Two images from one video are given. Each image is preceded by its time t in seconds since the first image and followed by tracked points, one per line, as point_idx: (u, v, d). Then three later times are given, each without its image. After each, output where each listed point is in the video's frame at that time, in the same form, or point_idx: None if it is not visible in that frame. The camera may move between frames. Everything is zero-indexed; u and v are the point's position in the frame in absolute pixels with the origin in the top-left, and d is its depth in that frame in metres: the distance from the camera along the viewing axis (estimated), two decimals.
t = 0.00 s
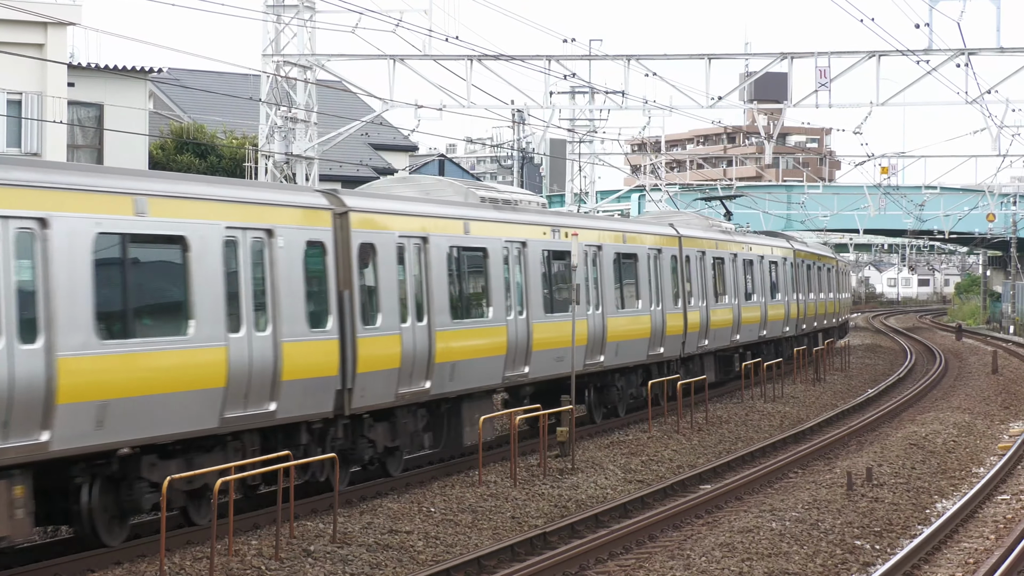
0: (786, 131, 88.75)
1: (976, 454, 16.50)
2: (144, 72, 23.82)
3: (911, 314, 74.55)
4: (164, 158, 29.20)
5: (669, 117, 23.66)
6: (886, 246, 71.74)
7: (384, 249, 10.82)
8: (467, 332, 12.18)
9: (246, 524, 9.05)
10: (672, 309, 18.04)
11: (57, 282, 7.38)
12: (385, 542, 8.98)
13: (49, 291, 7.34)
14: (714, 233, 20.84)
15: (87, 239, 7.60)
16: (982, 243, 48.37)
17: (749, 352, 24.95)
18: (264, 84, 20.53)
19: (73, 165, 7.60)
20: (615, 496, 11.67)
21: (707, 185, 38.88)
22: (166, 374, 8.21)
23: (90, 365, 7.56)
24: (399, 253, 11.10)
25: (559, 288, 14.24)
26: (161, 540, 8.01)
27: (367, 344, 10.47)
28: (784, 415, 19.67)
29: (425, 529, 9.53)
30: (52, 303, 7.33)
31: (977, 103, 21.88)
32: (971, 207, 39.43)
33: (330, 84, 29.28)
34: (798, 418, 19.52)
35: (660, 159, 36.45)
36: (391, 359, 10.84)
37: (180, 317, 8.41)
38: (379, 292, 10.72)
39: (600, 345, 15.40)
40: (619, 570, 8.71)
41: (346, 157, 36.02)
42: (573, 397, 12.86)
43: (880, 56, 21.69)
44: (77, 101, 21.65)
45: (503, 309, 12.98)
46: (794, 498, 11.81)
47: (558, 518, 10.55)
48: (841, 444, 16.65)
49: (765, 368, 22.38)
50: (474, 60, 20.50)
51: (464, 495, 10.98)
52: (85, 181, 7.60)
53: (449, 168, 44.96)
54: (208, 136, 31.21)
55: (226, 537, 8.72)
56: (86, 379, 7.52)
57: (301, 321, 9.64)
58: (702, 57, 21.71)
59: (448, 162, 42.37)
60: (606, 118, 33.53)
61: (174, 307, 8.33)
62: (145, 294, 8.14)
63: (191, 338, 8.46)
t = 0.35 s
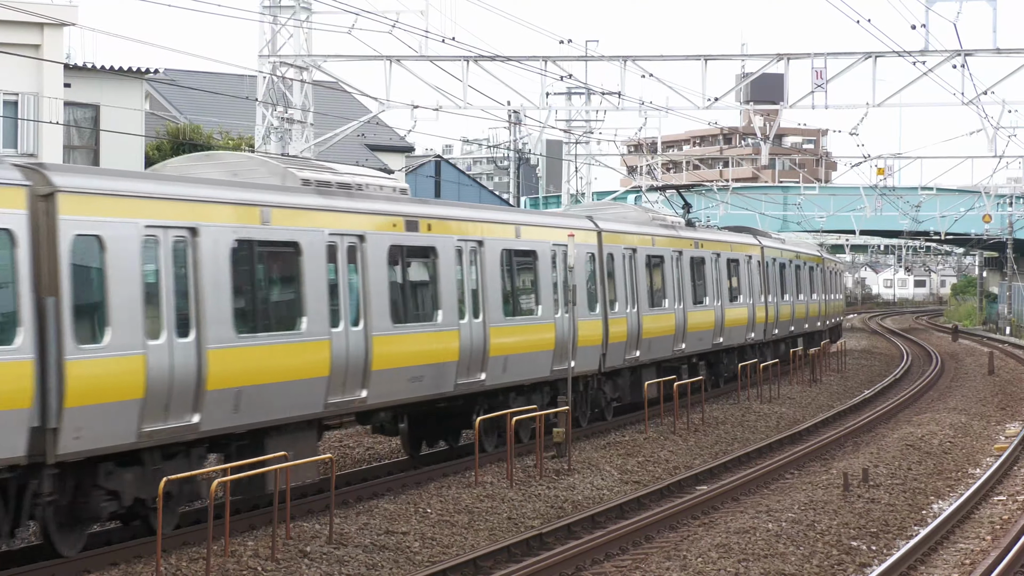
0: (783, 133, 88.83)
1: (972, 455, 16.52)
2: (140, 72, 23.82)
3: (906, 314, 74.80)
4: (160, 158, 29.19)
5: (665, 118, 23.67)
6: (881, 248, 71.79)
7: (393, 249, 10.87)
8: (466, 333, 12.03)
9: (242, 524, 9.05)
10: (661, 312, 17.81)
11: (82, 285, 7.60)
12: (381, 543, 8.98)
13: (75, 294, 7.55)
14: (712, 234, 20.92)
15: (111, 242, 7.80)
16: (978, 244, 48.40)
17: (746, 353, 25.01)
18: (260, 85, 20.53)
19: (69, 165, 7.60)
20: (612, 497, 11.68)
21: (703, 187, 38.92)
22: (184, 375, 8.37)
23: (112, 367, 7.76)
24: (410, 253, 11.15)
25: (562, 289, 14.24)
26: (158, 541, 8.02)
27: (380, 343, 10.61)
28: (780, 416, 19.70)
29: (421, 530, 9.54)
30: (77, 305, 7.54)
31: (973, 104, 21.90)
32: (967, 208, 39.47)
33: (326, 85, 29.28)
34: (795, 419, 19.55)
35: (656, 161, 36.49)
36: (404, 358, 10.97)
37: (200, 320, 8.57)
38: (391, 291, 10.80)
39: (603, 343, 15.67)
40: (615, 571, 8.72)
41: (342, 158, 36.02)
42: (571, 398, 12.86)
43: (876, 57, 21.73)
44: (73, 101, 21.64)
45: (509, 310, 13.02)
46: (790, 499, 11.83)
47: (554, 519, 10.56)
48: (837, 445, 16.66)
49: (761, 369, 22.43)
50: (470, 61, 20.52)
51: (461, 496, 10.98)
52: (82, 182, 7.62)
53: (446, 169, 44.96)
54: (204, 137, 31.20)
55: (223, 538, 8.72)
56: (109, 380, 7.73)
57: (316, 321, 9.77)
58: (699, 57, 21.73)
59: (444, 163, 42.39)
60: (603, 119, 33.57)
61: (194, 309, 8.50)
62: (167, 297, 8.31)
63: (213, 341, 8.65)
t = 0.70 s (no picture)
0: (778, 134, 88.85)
1: (967, 455, 16.55)
2: (136, 73, 23.80)
3: (902, 315, 74.99)
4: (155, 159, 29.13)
5: (661, 118, 23.70)
6: (877, 249, 71.88)
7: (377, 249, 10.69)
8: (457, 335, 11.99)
9: (238, 526, 9.03)
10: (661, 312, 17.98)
11: (98, 283, 7.73)
12: (377, 544, 8.97)
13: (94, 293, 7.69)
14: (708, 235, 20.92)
15: (126, 242, 7.95)
16: (973, 245, 48.48)
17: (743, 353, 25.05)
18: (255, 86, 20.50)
19: (64, 165, 7.58)
20: (608, 498, 11.69)
21: (699, 188, 38.94)
22: (198, 371, 8.51)
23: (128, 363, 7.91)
24: (393, 255, 10.98)
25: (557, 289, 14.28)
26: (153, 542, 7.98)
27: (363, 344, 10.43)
28: (776, 416, 19.71)
29: (417, 531, 9.53)
30: (95, 304, 7.69)
31: (969, 105, 21.91)
32: (963, 209, 39.52)
33: (322, 87, 29.26)
34: (791, 419, 19.58)
35: (652, 161, 36.50)
36: (386, 358, 10.79)
37: (214, 317, 8.73)
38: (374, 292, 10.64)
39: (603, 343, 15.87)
40: (611, 572, 8.73)
41: (338, 159, 36.01)
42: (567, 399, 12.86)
43: (871, 57, 21.75)
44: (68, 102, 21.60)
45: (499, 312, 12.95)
46: (786, 500, 11.84)
47: (550, 520, 10.56)
48: (833, 446, 16.68)
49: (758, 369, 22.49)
50: (466, 62, 20.51)
51: (457, 496, 10.98)
52: (80, 183, 7.60)
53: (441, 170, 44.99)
54: (199, 137, 31.15)
55: (218, 539, 8.70)
56: (124, 377, 7.86)
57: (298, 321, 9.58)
58: (694, 58, 21.74)
59: (440, 163, 42.35)
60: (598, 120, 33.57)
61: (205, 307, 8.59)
62: (179, 298, 8.42)
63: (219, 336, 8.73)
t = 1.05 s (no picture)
0: (775, 134, 88.85)
1: (963, 455, 16.59)
2: (132, 73, 23.76)
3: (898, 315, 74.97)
4: (151, 159, 29.07)
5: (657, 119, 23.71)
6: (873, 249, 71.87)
7: (350, 248, 10.41)
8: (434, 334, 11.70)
9: (234, 526, 9.03)
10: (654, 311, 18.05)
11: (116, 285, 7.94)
12: (373, 544, 8.98)
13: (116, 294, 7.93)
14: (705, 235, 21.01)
15: (147, 244, 8.19)
16: (969, 246, 48.48)
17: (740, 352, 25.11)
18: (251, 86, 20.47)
19: (59, 166, 7.59)
20: (604, 498, 11.70)
21: (695, 188, 38.96)
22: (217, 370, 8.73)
23: (149, 364, 8.10)
24: (401, 255, 11.17)
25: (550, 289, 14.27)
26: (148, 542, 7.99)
27: (334, 347, 10.11)
28: (771, 416, 19.72)
29: (414, 531, 9.53)
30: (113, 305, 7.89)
31: (965, 105, 21.92)
32: (959, 209, 39.55)
33: (318, 87, 29.21)
34: (787, 419, 19.61)
35: (648, 161, 36.51)
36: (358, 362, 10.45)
37: (233, 317, 8.96)
38: (348, 293, 10.34)
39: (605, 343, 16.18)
40: (607, 572, 8.74)
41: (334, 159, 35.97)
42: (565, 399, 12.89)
43: (868, 57, 21.76)
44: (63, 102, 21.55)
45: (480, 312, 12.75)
46: (782, 500, 11.86)
47: (546, 520, 10.57)
48: (829, 446, 16.70)
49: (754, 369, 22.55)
50: (462, 62, 20.50)
51: (453, 496, 10.99)
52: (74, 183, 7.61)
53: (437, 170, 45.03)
54: (194, 138, 31.10)
55: (214, 539, 8.70)
56: (145, 376, 8.08)
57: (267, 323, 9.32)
58: (690, 59, 21.74)
59: (437, 163, 42.32)
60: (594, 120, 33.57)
61: (224, 308, 8.84)
62: (198, 299, 8.66)
63: (242, 338, 9.00)
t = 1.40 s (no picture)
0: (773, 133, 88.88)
1: (962, 454, 16.60)
2: (131, 73, 23.77)
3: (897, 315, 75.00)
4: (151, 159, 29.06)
5: (656, 119, 23.72)
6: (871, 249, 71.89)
7: (349, 249, 10.34)
8: (432, 334, 11.63)
9: (233, 526, 9.04)
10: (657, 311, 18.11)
11: (145, 285, 8.12)
12: (372, 544, 8.97)
13: (140, 293, 8.09)
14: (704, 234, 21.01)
15: (171, 246, 8.35)
16: (968, 246, 48.48)
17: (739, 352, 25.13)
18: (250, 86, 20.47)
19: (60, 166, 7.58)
20: (604, 497, 11.71)
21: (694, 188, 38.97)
22: (235, 369, 8.91)
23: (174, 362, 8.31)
24: (404, 254, 11.21)
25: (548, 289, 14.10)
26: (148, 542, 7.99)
27: (330, 347, 10.02)
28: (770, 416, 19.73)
29: (412, 531, 9.53)
30: (142, 305, 8.08)
31: (964, 105, 21.91)
32: (958, 209, 39.56)
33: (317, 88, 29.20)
34: (786, 419, 19.63)
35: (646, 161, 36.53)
36: (358, 361, 10.40)
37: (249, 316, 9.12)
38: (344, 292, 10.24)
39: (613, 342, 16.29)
40: (606, 571, 8.74)
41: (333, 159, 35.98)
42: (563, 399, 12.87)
43: (867, 57, 21.75)
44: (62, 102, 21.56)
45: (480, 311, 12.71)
46: (781, 500, 11.87)
47: (545, 520, 10.56)
48: (828, 445, 16.70)
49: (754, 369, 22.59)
50: (461, 62, 20.50)
51: (452, 496, 10.98)
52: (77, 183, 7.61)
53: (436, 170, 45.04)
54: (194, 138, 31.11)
55: (213, 539, 8.70)
56: (171, 375, 8.28)
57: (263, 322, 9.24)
58: (689, 58, 21.73)
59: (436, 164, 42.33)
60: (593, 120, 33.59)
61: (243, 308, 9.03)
62: (220, 298, 8.85)
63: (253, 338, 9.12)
